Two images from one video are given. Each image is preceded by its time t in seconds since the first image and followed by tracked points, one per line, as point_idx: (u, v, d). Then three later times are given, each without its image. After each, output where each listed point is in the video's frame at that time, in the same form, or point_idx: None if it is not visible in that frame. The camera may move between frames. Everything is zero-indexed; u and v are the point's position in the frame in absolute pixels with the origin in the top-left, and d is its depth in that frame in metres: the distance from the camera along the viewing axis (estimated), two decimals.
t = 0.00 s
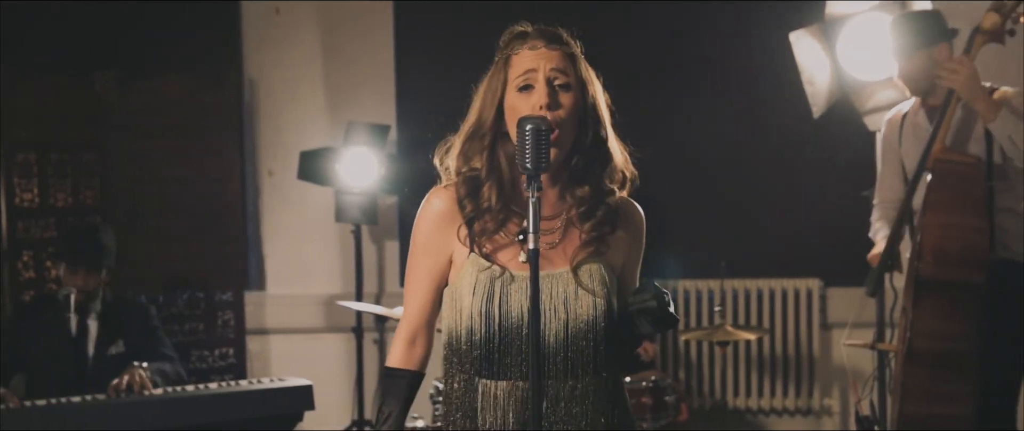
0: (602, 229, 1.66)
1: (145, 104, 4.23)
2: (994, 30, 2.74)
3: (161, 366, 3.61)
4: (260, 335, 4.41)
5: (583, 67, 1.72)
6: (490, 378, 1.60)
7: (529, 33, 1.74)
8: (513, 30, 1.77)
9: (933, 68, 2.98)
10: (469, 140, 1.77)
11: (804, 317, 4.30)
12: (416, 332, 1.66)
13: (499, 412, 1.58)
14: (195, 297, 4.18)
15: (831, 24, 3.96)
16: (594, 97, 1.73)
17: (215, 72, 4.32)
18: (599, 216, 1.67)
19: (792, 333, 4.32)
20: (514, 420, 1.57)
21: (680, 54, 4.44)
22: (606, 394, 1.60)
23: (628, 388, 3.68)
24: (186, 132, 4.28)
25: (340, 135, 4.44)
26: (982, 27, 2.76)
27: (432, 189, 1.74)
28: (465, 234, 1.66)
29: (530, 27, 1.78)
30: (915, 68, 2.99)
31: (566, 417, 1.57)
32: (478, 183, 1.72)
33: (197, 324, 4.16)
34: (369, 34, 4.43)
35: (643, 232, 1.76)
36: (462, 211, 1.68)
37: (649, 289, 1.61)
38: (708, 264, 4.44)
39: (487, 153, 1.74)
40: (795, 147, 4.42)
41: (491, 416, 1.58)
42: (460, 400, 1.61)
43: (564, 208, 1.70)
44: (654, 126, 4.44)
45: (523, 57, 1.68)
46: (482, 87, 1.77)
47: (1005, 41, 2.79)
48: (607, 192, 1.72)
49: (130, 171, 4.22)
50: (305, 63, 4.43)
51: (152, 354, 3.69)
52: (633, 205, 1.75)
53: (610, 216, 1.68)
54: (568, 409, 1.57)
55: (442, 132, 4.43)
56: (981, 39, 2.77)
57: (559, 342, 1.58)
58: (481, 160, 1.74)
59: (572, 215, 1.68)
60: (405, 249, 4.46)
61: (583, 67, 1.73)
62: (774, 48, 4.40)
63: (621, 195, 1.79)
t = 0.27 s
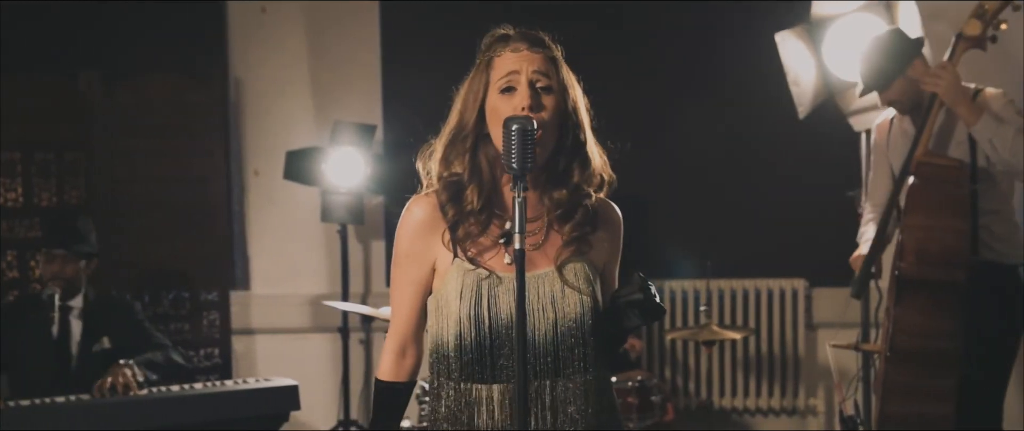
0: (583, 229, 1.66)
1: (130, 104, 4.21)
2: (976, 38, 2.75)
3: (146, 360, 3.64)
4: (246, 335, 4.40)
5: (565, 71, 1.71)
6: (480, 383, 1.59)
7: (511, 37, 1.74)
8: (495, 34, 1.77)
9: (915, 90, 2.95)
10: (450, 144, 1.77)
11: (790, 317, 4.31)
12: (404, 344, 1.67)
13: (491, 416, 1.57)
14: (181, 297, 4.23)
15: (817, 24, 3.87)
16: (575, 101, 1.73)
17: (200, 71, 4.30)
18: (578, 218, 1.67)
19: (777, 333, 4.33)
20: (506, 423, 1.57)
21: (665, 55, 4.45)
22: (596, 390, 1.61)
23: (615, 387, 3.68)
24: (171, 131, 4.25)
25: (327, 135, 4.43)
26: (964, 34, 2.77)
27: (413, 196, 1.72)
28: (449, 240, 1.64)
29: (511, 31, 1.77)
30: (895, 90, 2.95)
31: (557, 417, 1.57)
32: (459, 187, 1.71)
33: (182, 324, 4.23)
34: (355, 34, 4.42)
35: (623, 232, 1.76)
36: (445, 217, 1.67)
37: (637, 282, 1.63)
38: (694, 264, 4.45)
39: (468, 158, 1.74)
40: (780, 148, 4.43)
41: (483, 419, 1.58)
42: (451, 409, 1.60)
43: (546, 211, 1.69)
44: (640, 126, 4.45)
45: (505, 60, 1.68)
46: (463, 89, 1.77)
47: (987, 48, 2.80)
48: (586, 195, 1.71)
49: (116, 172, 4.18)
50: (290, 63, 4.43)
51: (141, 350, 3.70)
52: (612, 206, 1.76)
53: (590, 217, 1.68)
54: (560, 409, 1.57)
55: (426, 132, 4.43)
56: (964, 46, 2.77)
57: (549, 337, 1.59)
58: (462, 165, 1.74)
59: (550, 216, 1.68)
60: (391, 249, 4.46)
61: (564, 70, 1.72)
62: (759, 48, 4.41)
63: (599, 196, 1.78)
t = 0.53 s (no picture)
0: (567, 230, 1.66)
1: (115, 101, 4.19)
2: (963, 41, 2.77)
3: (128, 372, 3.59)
4: (232, 336, 4.39)
5: (545, 72, 1.72)
6: (466, 385, 1.59)
7: (491, 37, 1.74)
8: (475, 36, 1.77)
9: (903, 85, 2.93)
10: (432, 148, 1.76)
11: (776, 317, 4.32)
12: (388, 349, 1.66)
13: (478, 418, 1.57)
14: (166, 297, 4.21)
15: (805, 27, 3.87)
16: (554, 101, 1.73)
17: (185, 70, 4.29)
18: (562, 219, 1.67)
19: (762, 333, 4.34)
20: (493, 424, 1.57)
21: (651, 55, 4.45)
22: (582, 389, 1.61)
23: (602, 388, 3.69)
24: (156, 130, 4.23)
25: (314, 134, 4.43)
26: (950, 38, 2.79)
27: (395, 201, 1.71)
28: (433, 239, 1.64)
29: (491, 32, 1.77)
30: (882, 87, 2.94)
31: (544, 417, 1.57)
32: (442, 189, 1.70)
33: (167, 323, 4.18)
34: (342, 34, 4.42)
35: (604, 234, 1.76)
36: (429, 218, 1.66)
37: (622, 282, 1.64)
38: (679, 264, 4.45)
39: (449, 158, 1.74)
40: (765, 148, 4.44)
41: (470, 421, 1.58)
42: (438, 411, 1.59)
43: (529, 213, 1.69)
44: (627, 125, 4.45)
45: (486, 58, 1.68)
46: (444, 91, 1.76)
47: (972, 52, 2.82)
48: (567, 196, 1.71)
49: (101, 170, 4.17)
50: (276, 63, 4.42)
51: (121, 360, 3.69)
52: (593, 207, 1.76)
53: (573, 219, 1.68)
54: (546, 409, 1.57)
55: (412, 132, 4.43)
56: (949, 49, 2.78)
57: (537, 337, 1.58)
58: (444, 169, 1.73)
59: (534, 216, 1.67)
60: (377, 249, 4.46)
61: (545, 71, 1.72)
62: (745, 48, 4.42)
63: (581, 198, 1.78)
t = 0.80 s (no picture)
0: (553, 230, 1.66)
1: (101, 100, 4.16)
2: (953, 46, 2.78)
3: (110, 378, 3.56)
4: (218, 336, 4.39)
5: (527, 66, 1.73)
6: (451, 386, 1.59)
7: (471, 36, 1.75)
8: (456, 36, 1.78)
9: (887, 79, 2.99)
10: (416, 150, 1.75)
11: (762, 317, 4.33)
12: (367, 352, 1.65)
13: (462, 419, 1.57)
14: (152, 297, 4.19)
15: (790, 27, 3.85)
16: (536, 98, 1.74)
17: (170, 70, 4.28)
18: (547, 218, 1.67)
19: (747, 333, 4.34)
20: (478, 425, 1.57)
21: (637, 56, 4.46)
22: (567, 391, 1.61)
23: (587, 388, 3.69)
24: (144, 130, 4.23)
25: (299, 134, 4.42)
26: (940, 43, 2.79)
27: (380, 202, 1.71)
28: (418, 239, 1.63)
29: (471, 32, 1.78)
30: (867, 77, 2.99)
31: (528, 419, 1.57)
32: (427, 189, 1.69)
33: (153, 324, 4.15)
34: (328, 33, 4.41)
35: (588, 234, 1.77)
36: (415, 218, 1.65)
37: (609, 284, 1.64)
38: (665, 265, 4.46)
39: (433, 156, 1.73)
40: (752, 148, 4.45)
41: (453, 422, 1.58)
42: (421, 413, 1.59)
43: (514, 214, 1.69)
44: (613, 125, 4.47)
45: (466, 54, 1.69)
46: (428, 91, 1.77)
47: (960, 58, 2.83)
48: (552, 194, 1.72)
49: (87, 170, 4.15)
50: (261, 62, 4.41)
51: (99, 368, 3.66)
52: (579, 208, 1.75)
53: (558, 218, 1.68)
54: (530, 412, 1.57)
55: (399, 132, 4.43)
56: (939, 54, 2.79)
57: (524, 338, 1.58)
58: (427, 169, 1.72)
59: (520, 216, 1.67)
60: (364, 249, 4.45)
61: (525, 67, 1.73)
62: (731, 49, 4.43)
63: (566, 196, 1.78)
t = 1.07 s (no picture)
0: (538, 230, 1.66)
1: (84, 99, 4.15)
2: (949, 50, 2.79)
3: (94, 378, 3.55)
4: (204, 336, 4.38)
5: (512, 66, 1.72)
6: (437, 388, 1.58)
7: (455, 36, 1.75)
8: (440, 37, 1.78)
9: (880, 76, 3.07)
10: (401, 152, 1.74)
11: (748, 317, 4.33)
12: (351, 362, 1.62)
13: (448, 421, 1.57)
14: (137, 296, 4.14)
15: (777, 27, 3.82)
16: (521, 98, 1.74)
17: (155, 68, 4.26)
18: (533, 219, 1.67)
19: (732, 332, 4.35)
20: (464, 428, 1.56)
21: (623, 57, 4.47)
22: (553, 391, 1.60)
23: (573, 388, 3.69)
24: (130, 130, 4.21)
25: (285, 134, 4.41)
26: (937, 46, 2.80)
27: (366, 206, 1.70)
28: (403, 238, 1.63)
29: (454, 33, 1.78)
30: (860, 72, 3.07)
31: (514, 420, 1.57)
32: (411, 190, 1.69)
33: (138, 323, 4.11)
34: (315, 33, 4.40)
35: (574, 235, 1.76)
36: (400, 220, 1.65)
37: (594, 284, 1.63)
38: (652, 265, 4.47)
39: (418, 156, 1.73)
40: (738, 149, 4.46)
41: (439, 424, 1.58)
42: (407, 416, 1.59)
43: (499, 216, 1.69)
44: (599, 126, 4.49)
45: (451, 53, 1.69)
46: (412, 92, 1.76)
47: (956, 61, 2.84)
48: (537, 194, 1.72)
49: (71, 169, 4.14)
50: (246, 62, 4.40)
51: (82, 367, 3.68)
52: (565, 209, 1.75)
53: (544, 218, 1.68)
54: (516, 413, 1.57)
55: (386, 133, 4.42)
56: (936, 58, 2.80)
57: (510, 339, 1.58)
58: (413, 170, 1.72)
59: (505, 216, 1.67)
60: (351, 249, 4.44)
61: (510, 67, 1.73)
62: (718, 50, 4.43)
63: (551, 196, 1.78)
